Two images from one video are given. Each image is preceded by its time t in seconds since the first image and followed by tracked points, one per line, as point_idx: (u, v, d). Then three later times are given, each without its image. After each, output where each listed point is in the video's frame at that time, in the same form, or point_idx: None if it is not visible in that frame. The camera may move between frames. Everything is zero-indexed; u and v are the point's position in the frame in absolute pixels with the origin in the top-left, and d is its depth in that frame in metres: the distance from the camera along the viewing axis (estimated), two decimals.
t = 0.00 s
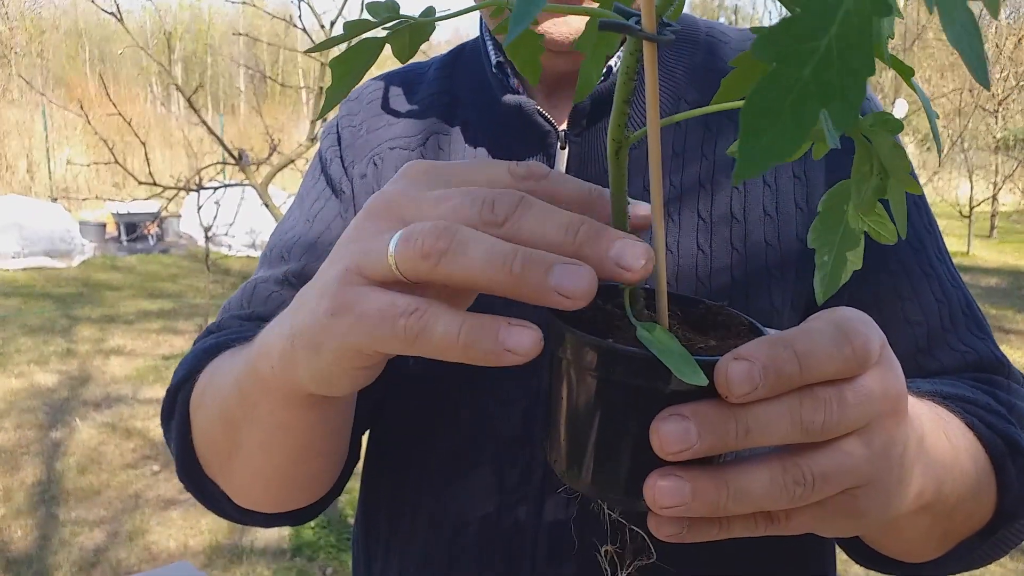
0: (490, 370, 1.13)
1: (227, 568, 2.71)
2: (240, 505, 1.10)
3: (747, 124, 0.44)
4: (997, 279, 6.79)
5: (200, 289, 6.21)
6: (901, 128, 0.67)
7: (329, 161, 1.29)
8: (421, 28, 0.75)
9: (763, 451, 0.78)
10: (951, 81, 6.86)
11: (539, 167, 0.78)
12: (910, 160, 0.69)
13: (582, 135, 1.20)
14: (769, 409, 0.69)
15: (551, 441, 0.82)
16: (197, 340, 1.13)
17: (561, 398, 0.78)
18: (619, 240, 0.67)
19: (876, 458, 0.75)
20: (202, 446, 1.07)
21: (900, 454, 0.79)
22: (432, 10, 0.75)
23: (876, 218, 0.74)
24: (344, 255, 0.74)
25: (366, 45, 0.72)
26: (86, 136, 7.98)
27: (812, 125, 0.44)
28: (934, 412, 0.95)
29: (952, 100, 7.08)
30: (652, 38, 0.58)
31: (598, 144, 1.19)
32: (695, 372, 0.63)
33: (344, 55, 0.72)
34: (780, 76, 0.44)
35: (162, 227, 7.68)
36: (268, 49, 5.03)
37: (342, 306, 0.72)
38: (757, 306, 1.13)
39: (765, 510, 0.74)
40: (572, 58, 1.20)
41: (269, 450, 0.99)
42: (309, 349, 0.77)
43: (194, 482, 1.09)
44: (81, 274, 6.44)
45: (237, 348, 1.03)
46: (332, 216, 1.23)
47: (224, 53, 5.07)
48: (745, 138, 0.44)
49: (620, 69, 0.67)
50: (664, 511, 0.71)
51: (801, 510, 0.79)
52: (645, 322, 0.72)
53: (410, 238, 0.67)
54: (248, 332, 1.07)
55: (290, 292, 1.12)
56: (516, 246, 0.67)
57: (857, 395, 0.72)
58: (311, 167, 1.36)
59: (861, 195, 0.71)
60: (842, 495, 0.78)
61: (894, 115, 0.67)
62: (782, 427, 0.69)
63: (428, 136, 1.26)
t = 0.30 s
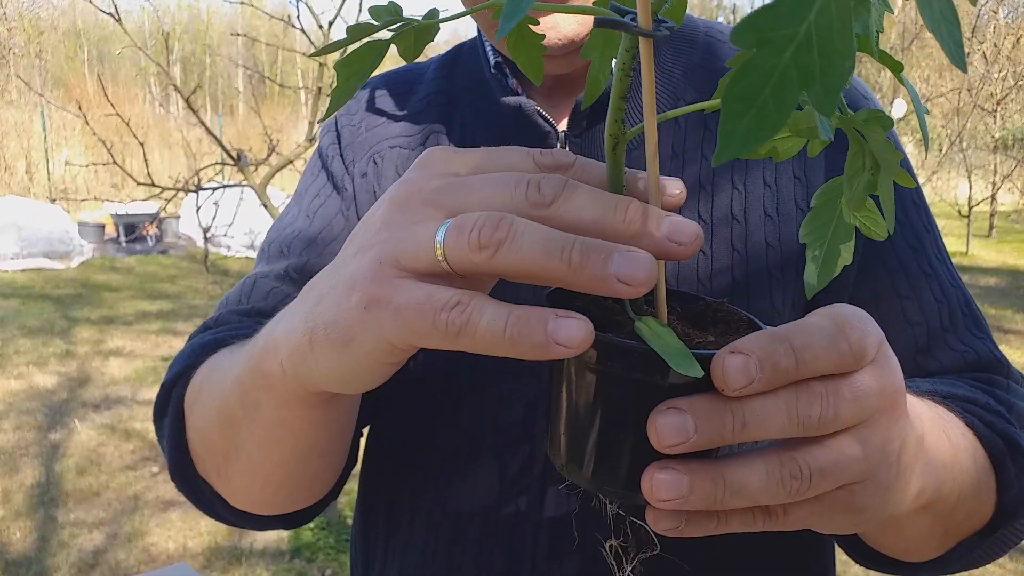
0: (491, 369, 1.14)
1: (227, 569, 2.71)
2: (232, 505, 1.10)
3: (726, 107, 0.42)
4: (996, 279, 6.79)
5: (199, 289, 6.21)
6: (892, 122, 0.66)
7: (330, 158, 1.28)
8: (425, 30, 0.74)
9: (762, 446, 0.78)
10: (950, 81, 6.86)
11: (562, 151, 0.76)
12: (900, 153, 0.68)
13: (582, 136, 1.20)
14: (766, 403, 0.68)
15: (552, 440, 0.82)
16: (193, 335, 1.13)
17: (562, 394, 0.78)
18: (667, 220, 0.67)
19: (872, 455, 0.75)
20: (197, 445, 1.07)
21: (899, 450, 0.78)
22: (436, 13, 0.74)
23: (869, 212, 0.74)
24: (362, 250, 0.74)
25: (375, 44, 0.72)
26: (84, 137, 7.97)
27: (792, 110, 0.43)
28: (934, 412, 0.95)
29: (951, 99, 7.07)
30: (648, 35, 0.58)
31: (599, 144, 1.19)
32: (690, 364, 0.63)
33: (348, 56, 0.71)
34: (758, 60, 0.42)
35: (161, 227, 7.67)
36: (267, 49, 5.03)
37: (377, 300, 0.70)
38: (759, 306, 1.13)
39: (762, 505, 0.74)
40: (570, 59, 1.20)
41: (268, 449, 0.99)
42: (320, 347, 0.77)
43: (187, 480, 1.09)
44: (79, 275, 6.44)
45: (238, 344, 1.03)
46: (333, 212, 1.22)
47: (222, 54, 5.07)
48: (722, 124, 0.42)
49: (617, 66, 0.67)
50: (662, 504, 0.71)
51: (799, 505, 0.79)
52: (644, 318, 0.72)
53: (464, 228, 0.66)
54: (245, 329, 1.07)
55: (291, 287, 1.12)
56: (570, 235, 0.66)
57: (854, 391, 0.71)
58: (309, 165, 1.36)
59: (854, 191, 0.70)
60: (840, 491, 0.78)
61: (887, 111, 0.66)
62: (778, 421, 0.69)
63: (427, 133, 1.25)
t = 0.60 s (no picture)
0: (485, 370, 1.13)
1: (225, 569, 2.71)
2: (229, 509, 1.10)
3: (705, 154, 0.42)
4: (995, 277, 6.79)
5: (198, 289, 6.20)
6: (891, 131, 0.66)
7: (323, 158, 1.28)
8: (415, 34, 0.74)
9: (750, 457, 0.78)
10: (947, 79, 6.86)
11: (564, 162, 0.75)
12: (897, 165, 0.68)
13: (576, 138, 1.20)
14: (754, 417, 0.69)
15: (544, 446, 0.81)
16: (187, 339, 1.13)
17: (552, 402, 0.77)
18: (677, 223, 0.66)
19: (863, 465, 0.75)
20: (193, 450, 1.07)
21: (889, 459, 0.79)
22: (426, 17, 0.74)
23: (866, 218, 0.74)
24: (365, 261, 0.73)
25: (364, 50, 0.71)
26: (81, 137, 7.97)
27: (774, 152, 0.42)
28: (927, 415, 0.95)
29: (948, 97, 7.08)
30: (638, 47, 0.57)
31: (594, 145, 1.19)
32: (678, 380, 0.63)
33: (341, 63, 0.71)
34: (739, 104, 0.42)
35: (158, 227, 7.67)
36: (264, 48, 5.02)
37: (384, 312, 0.70)
38: (754, 305, 1.13)
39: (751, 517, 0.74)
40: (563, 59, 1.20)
41: (269, 456, 0.99)
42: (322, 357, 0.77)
43: (182, 485, 1.09)
44: (77, 274, 6.43)
45: (236, 350, 1.02)
46: (327, 212, 1.22)
47: (219, 53, 5.06)
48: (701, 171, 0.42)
49: (607, 77, 0.66)
50: (651, 518, 0.71)
51: (790, 516, 0.79)
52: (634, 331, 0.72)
53: (478, 243, 0.66)
54: (242, 333, 1.06)
55: (286, 288, 1.12)
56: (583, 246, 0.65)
57: (843, 403, 0.72)
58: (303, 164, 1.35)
59: (852, 198, 0.70)
60: (830, 501, 0.78)
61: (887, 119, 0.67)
62: (766, 434, 0.69)
63: (421, 134, 1.25)
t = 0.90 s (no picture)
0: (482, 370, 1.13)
1: (223, 569, 2.71)
2: (226, 509, 1.10)
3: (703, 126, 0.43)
4: (993, 276, 6.80)
5: (196, 288, 6.20)
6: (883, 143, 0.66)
7: (320, 159, 1.28)
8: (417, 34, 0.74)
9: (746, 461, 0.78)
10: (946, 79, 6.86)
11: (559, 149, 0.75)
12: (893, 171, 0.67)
13: (572, 140, 1.20)
14: (748, 421, 0.68)
15: (538, 449, 0.81)
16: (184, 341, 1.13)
17: (547, 404, 0.77)
18: (672, 219, 0.65)
19: (859, 467, 0.76)
20: (191, 451, 1.06)
21: (885, 461, 0.79)
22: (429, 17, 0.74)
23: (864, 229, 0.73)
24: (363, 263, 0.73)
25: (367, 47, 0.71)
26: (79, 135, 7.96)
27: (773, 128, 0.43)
28: (923, 417, 0.95)
29: (947, 97, 7.09)
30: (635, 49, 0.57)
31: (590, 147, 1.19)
32: (671, 384, 0.63)
33: (342, 59, 0.71)
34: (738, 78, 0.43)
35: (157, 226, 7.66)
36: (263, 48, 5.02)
37: (388, 317, 0.70)
38: (751, 308, 1.13)
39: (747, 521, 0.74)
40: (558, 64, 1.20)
41: (270, 458, 0.99)
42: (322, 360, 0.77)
43: (180, 486, 1.09)
44: (75, 274, 6.42)
45: (235, 350, 1.03)
46: (324, 213, 1.22)
47: (218, 53, 5.06)
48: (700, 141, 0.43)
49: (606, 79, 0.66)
50: (645, 522, 0.70)
51: (786, 519, 0.79)
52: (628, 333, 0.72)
53: (473, 261, 0.66)
54: (240, 333, 1.07)
55: (283, 288, 1.12)
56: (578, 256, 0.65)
57: (838, 407, 0.72)
58: (300, 164, 1.35)
59: (847, 210, 0.70)
60: (826, 504, 0.78)
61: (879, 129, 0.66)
62: (760, 437, 0.69)
63: (418, 136, 1.25)
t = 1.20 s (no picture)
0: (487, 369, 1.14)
1: (226, 568, 2.71)
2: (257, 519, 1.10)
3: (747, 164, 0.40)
4: (995, 275, 6.80)
5: (198, 288, 6.21)
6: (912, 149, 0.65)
7: (323, 168, 1.28)
8: (425, 37, 0.74)
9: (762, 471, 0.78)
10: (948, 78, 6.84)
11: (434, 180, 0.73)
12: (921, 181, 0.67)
13: (576, 141, 1.18)
14: (769, 433, 0.69)
15: (552, 457, 0.81)
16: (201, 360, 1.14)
17: (559, 411, 0.77)
18: (565, 290, 0.74)
19: (874, 476, 0.76)
20: (220, 470, 1.07)
21: (900, 468, 0.79)
22: (438, 19, 0.75)
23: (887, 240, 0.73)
24: (354, 308, 0.75)
25: (370, 56, 0.71)
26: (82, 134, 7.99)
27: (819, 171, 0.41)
28: (930, 420, 0.96)
29: (949, 97, 7.09)
30: (656, 60, 0.56)
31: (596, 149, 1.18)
32: (696, 399, 0.61)
33: (350, 63, 0.71)
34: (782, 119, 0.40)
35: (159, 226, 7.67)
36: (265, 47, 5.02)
37: (333, 399, 0.76)
38: (755, 308, 1.13)
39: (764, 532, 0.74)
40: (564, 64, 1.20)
41: (303, 479, 0.99)
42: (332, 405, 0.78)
43: (208, 496, 1.09)
44: (78, 273, 6.43)
45: (253, 370, 1.03)
46: (327, 223, 1.22)
47: (221, 52, 5.06)
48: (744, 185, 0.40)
49: (625, 88, 0.66)
50: (664, 535, 0.70)
51: (803, 529, 0.78)
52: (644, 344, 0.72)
53: (373, 342, 0.71)
54: (253, 351, 1.08)
55: (290, 305, 1.13)
56: (469, 329, 0.70)
57: (855, 415, 0.72)
58: (302, 172, 1.36)
59: (873, 218, 0.71)
60: (843, 513, 0.78)
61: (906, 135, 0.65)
62: (782, 448, 0.69)
63: (421, 139, 1.25)
